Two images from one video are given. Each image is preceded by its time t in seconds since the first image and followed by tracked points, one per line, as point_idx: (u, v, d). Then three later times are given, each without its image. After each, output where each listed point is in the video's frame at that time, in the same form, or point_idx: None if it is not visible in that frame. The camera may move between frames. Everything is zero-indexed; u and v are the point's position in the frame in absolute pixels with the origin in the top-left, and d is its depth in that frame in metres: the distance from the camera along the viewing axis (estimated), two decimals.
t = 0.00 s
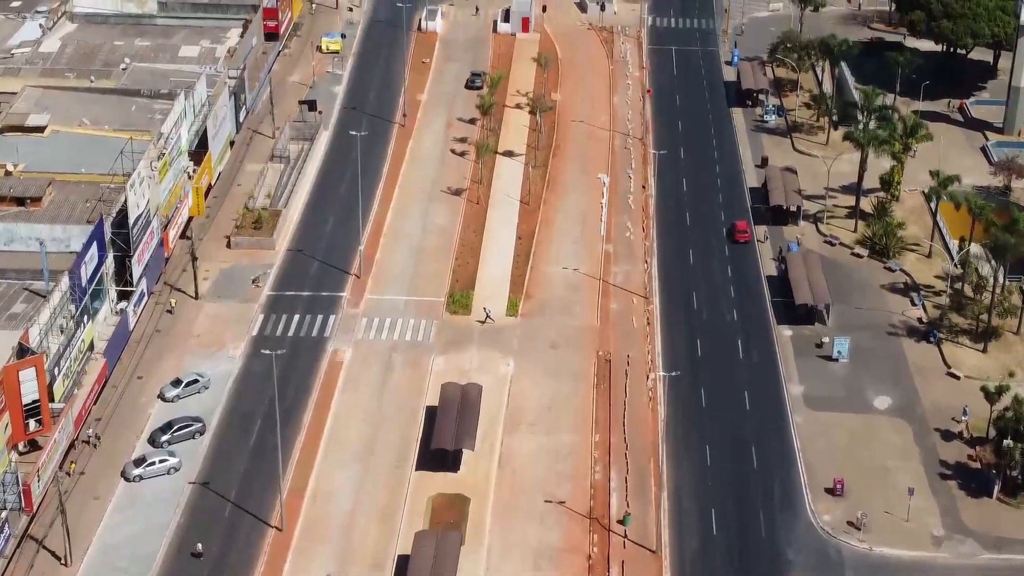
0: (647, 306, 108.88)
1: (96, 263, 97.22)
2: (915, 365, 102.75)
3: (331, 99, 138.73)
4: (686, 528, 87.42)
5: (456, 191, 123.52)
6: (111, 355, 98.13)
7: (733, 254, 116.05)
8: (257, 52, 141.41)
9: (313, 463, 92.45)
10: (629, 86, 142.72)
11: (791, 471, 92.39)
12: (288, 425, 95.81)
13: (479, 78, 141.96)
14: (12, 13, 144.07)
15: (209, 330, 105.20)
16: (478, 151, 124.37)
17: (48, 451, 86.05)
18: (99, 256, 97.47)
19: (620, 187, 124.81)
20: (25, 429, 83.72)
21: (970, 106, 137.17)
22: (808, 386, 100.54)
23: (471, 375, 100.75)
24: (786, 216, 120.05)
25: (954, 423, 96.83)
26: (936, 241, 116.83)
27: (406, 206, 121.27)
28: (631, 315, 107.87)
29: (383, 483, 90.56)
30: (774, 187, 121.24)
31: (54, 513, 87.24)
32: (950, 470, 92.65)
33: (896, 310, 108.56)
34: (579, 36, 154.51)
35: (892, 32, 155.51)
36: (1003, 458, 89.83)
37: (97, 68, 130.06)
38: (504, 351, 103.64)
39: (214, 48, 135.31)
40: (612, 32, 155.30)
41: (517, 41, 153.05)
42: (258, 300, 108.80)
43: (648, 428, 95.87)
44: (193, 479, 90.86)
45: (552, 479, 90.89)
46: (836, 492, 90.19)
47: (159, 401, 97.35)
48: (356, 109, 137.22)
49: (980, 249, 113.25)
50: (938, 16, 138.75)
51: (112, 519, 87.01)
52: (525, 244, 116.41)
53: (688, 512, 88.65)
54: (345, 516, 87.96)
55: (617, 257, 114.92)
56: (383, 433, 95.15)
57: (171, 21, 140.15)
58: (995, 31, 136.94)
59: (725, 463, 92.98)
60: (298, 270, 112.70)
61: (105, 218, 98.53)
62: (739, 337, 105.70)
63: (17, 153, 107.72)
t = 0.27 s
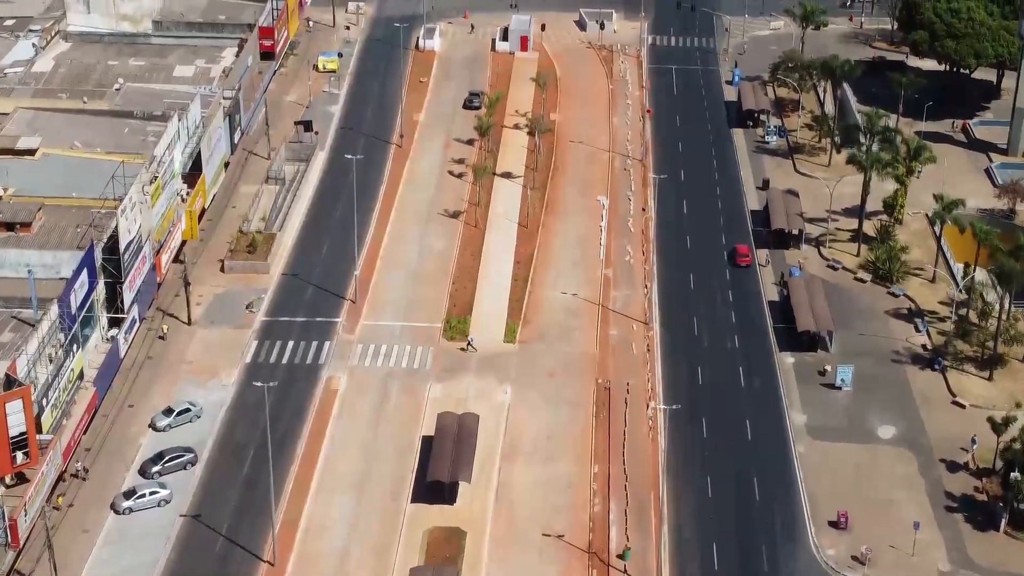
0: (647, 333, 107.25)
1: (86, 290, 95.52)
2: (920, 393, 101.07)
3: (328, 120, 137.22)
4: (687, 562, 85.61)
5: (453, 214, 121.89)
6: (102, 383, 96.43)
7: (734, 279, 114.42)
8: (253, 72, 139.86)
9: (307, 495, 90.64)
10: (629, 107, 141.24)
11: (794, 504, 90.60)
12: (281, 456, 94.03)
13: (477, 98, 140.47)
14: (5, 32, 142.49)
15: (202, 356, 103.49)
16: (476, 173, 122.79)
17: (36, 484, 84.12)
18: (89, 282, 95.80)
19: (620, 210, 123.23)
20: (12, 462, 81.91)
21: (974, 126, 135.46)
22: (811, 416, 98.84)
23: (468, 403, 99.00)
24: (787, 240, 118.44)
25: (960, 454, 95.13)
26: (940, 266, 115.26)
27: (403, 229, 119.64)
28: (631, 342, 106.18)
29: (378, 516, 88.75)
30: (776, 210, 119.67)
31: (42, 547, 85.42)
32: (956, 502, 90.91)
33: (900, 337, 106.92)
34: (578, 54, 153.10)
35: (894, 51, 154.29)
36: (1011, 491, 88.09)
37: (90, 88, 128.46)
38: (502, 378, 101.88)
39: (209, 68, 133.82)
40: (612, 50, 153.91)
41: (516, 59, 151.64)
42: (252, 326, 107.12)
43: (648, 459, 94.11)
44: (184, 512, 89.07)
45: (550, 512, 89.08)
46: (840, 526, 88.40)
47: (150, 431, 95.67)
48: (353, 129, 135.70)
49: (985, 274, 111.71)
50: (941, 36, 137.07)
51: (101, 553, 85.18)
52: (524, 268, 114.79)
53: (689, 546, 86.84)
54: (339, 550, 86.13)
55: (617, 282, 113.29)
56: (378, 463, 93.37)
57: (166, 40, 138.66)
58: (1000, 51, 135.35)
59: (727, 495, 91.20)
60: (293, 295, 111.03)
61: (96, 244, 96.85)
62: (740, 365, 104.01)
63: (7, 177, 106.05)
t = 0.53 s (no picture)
0: (647, 357, 105.50)
1: (76, 316, 93.87)
2: (925, 420, 99.29)
3: (324, 138, 135.65)
4: None
5: (451, 235, 120.20)
6: (92, 411, 94.72)
7: (736, 302, 112.68)
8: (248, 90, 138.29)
9: (300, 525, 88.78)
10: (628, 125, 139.66)
11: (798, 535, 88.73)
12: (274, 485, 92.20)
13: (475, 116, 138.91)
14: None
15: (195, 382, 101.74)
16: (474, 194, 121.11)
17: (23, 516, 82.33)
18: (79, 308, 94.07)
19: (620, 231, 121.55)
20: None
21: (978, 145, 134.05)
22: (814, 444, 97.06)
23: (466, 431, 97.17)
24: (790, 261, 116.75)
25: (966, 484, 93.33)
26: (945, 289, 113.59)
27: (400, 250, 117.93)
28: (631, 367, 104.41)
29: (372, 547, 86.91)
30: (778, 232, 118.00)
31: None
32: (962, 534, 89.10)
33: (905, 362, 105.19)
34: (577, 72, 151.62)
35: (896, 68, 152.92)
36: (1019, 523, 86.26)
37: (84, 107, 126.87)
38: (500, 405, 100.05)
39: (204, 86, 132.25)
40: (612, 68, 152.45)
41: (515, 77, 150.19)
42: (246, 351, 105.36)
43: (649, 489, 92.29)
44: (175, 543, 87.22)
45: (548, 544, 87.21)
46: (844, 558, 86.52)
47: (141, 459, 93.91)
48: (349, 148, 134.10)
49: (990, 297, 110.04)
50: (944, 54, 135.67)
51: None
52: (522, 291, 113.06)
53: None
54: None
55: (617, 305, 111.58)
56: (373, 493, 91.54)
57: (161, 58, 137.11)
58: (1003, 69, 134.10)
59: (729, 526, 89.33)
60: (288, 318, 109.28)
61: (86, 268, 95.14)
62: (742, 391, 102.23)
63: None
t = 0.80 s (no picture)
0: (647, 382, 103.76)
1: (65, 340, 91.97)
2: (930, 447, 97.54)
3: (320, 155, 134.07)
4: None
5: (448, 255, 118.51)
6: (81, 438, 92.95)
7: (737, 324, 110.96)
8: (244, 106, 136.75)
9: (293, 555, 86.93)
10: (628, 142, 138.05)
11: (800, 565, 86.90)
12: (266, 514, 90.39)
13: (473, 133, 137.31)
14: None
15: (186, 407, 99.99)
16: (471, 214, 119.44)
17: (8, 548, 80.45)
18: (69, 332, 92.29)
19: (619, 252, 119.86)
20: None
21: (981, 163, 132.44)
22: (817, 471, 95.30)
23: (462, 458, 95.39)
24: (791, 283, 115.06)
25: (972, 513, 91.55)
26: (949, 312, 111.91)
27: (396, 271, 116.22)
28: (630, 392, 102.68)
29: None
30: (780, 253, 116.31)
31: None
32: (968, 565, 87.29)
33: (909, 386, 103.49)
34: (576, 88, 150.12)
35: (899, 84, 151.47)
36: None
37: (76, 124, 125.24)
38: (497, 431, 98.27)
39: (198, 102, 130.68)
40: (611, 84, 150.99)
41: (513, 93, 148.69)
42: (239, 375, 103.62)
43: (648, 518, 90.49)
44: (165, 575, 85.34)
45: None
46: None
47: (130, 487, 92.10)
48: (345, 166, 132.48)
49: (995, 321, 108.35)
50: (948, 71, 133.85)
51: None
52: (519, 313, 111.32)
53: None
54: None
55: (616, 328, 109.87)
56: (367, 522, 89.72)
57: (155, 74, 135.62)
58: (1007, 86, 131.98)
59: (730, 556, 87.51)
60: (282, 341, 107.56)
61: (76, 292, 93.33)
62: (743, 416, 100.49)
63: None
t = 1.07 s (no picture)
0: (647, 410, 102.09)
1: (54, 368, 90.13)
2: (935, 478, 95.77)
3: (316, 176, 132.49)
4: None
5: (445, 279, 116.87)
6: (69, 468, 91.13)
7: (738, 350, 109.25)
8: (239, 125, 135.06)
9: None
10: (628, 163, 136.49)
11: None
12: (258, 547, 88.56)
13: (471, 153, 135.70)
14: None
15: (178, 436, 98.21)
16: (469, 237, 117.78)
17: None
18: (57, 360, 90.48)
19: (619, 276, 118.22)
20: None
21: (985, 184, 130.86)
22: (820, 503, 93.52)
23: (458, 489, 93.59)
24: (794, 307, 113.38)
25: (979, 546, 89.75)
26: (953, 337, 110.20)
27: (392, 296, 114.57)
28: (630, 421, 100.96)
29: None
30: (781, 277, 114.61)
31: None
32: None
33: (913, 415, 101.75)
34: (576, 107, 148.70)
35: (902, 103, 149.97)
36: None
37: (69, 145, 123.65)
38: (494, 461, 96.48)
39: (193, 122, 129.08)
40: (611, 103, 149.64)
41: (512, 112, 147.24)
42: (232, 402, 101.90)
43: (648, 551, 88.72)
44: None
45: None
46: None
47: (120, 518, 90.27)
48: (342, 187, 130.93)
49: (1001, 347, 106.65)
50: (952, 92, 132.26)
51: None
52: (517, 339, 109.65)
53: None
54: None
55: (615, 354, 108.18)
56: (361, 556, 87.90)
57: (150, 93, 134.77)
58: (1011, 107, 130.46)
59: None
60: (276, 367, 105.86)
61: (65, 319, 91.44)
62: (745, 446, 98.75)
63: None
